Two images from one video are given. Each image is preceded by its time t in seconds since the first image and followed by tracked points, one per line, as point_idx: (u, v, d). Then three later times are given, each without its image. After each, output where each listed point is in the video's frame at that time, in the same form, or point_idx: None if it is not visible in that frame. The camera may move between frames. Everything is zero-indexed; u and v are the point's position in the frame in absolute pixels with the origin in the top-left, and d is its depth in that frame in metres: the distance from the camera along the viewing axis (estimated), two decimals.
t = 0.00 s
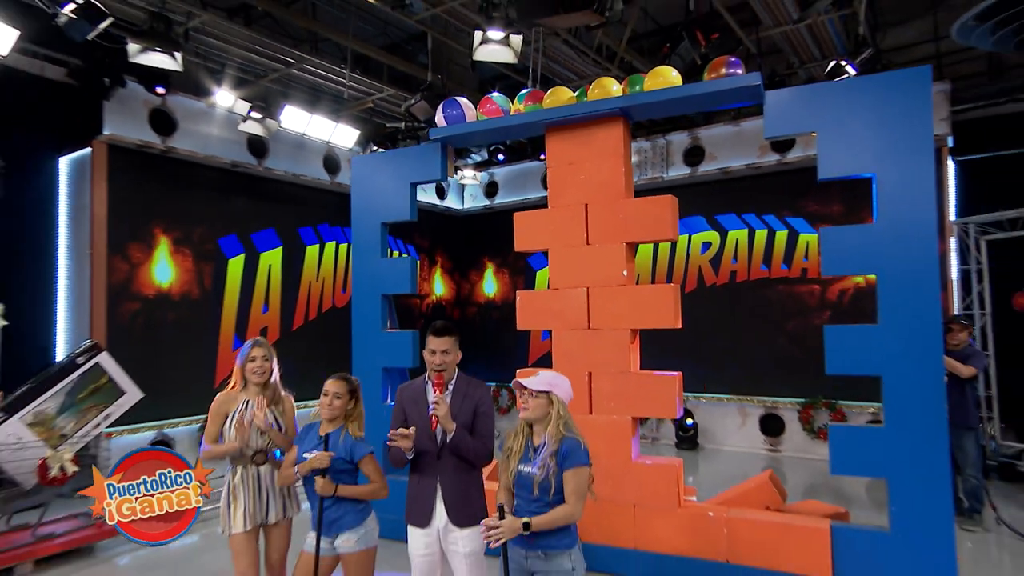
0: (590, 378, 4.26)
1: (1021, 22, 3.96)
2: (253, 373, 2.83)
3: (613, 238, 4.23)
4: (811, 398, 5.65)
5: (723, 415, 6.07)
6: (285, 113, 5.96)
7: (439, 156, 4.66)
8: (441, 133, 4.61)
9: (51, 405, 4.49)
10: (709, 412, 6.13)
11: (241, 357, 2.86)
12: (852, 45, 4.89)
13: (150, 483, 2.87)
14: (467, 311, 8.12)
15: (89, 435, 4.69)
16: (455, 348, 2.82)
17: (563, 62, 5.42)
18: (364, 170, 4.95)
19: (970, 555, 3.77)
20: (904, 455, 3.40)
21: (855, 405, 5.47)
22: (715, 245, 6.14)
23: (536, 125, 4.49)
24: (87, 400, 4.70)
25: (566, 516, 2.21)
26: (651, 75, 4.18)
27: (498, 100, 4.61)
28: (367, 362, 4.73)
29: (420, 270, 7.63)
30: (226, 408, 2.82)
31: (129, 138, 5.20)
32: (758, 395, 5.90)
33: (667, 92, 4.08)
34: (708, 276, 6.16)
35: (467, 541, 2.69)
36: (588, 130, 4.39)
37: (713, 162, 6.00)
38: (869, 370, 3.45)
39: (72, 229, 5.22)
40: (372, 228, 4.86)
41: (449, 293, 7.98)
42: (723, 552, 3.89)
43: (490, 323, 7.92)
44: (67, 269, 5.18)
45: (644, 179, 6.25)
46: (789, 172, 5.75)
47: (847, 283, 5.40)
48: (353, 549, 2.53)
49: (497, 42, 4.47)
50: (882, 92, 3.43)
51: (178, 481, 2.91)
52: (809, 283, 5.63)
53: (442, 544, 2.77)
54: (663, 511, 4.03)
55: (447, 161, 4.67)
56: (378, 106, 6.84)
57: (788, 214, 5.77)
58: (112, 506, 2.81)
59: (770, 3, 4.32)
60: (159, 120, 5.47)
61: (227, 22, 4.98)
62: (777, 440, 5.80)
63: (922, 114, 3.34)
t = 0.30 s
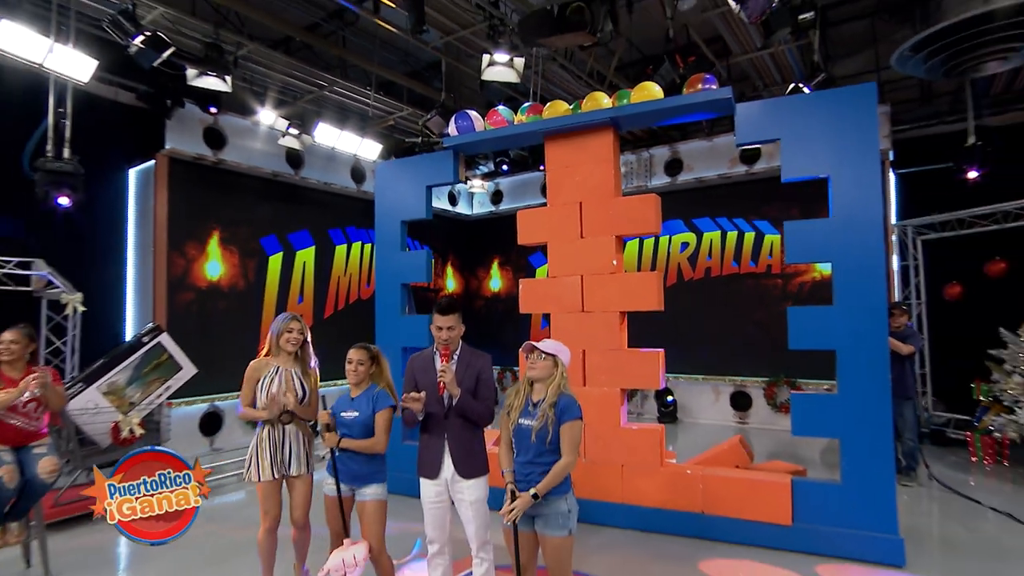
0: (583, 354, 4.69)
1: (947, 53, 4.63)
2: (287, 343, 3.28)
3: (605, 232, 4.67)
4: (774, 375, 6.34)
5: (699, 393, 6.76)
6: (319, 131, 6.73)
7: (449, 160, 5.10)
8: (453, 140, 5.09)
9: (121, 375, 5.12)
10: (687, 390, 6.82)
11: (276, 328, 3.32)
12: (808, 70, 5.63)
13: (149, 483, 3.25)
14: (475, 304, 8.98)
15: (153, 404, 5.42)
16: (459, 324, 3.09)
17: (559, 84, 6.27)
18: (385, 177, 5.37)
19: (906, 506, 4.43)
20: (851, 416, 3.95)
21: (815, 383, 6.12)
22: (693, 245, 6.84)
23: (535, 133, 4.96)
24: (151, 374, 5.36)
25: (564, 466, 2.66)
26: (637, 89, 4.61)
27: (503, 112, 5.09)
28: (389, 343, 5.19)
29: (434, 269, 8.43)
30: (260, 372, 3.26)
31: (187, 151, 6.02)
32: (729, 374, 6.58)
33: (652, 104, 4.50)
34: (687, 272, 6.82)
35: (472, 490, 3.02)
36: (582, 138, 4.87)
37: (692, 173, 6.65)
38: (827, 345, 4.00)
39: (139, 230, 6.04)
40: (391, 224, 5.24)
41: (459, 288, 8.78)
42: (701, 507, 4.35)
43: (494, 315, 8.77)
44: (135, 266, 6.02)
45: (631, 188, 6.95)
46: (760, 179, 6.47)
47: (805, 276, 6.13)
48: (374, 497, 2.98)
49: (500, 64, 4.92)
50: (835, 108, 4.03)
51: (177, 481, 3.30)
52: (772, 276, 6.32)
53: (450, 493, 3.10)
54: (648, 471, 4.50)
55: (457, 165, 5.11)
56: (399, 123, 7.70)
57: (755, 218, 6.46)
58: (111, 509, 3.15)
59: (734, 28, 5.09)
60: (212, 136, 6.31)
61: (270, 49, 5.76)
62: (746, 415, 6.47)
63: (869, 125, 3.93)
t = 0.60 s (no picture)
0: (578, 339, 4.37)
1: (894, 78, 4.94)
2: (314, 325, 3.36)
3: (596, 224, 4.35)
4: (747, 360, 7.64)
5: (682, 376, 8.13)
6: (344, 144, 7.54)
7: (458, 169, 5.09)
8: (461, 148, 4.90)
9: (174, 356, 5.40)
10: (672, 374, 8.20)
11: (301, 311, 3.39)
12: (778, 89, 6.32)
13: (149, 483, 3.02)
14: (481, 299, 9.81)
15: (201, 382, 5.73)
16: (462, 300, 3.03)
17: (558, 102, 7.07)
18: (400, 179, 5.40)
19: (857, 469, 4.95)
20: (817, 391, 3.88)
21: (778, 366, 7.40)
22: (677, 246, 8.15)
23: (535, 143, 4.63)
24: (200, 355, 5.68)
25: (563, 431, 2.59)
26: (627, 100, 4.26)
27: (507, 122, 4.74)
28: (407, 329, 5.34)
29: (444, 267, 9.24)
30: (291, 350, 3.33)
31: (230, 163, 6.82)
32: (708, 360, 7.92)
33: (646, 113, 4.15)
34: (672, 269, 8.19)
35: (478, 453, 2.92)
36: (577, 145, 4.48)
37: (675, 180, 7.95)
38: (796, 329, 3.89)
39: (189, 230, 6.79)
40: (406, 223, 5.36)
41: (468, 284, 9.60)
42: (682, 473, 4.24)
43: (499, 310, 9.58)
44: (184, 262, 6.78)
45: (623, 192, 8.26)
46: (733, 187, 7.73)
47: (775, 273, 7.39)
48: (397, 457, 3.05)
49: (506, 81, 5.41)
50: (797, 120, 3.93)
51: (177, 481, 3.06)
52: (746, 273, 7.63)
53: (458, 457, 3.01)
54: (636, 440, 4.34)
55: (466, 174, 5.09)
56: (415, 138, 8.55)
57: (732, 222, 7.74)
58: (111, 509, 2.93)
59: (711, 54, 5.76)
60: (252, 149, 7.13)
61: (304, 73, 6.49)
62: (721, 395, 7.80)
63: (830, 129, 3.86)
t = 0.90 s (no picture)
0: (581, 330, 4.43)
1: (887, 76, 4.81)
2: (324, 312, 3.22)
3: (600, 217, 4.45)
4: (745, 354, 7.81)
5: (682, 370, 8.32)
6: (353, 143, 7.75)
7: (465, 166, 5.25)
8: (468, 145, 5.05)
9: (189, 347, 5.56)
10: (671, 367, 8.39)
11: (312, 298, 3.24)
12: (774, 89, 6.49)
13: (150, 482, 2.54)
14: (486, 297, 10.00)
15: (213, 373, 5.79)
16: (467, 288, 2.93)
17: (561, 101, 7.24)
18: (408, 176, 5.58)
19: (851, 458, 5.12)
20: (815, 378, 3.78)
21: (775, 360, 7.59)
22: (676, 242, 8.37)
23: (538, 138, 4.79)
24: (212, 346, 5.81)
25: (570, 413, 2.44)
26: (629, 97, 4.40)
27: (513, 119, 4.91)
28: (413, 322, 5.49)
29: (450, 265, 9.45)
30: (301, 336, 3.18)
31: (242, 161, 7.00)
32: (706, 354, 8.11)
33: (646, 108, 4.29)
34: (671, 265, 8.40)
35: (485, 437, 2.83)
36: (581, 141, 4.64)
37: (674, 179, 8.24)
38: (795, 319, 3.85)
39: (203, 228, 7.00)
40: (413, 217, 5.52)
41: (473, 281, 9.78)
42: (683, 459, 4.12)
43: (503, 307, 9.75)
44: (198, 258, 6.99)
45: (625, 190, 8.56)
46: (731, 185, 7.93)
47: (772, 269, 7.58)
48: (403, 442, 2.92)
49: (510, 80, 5.56)
50: (798, 115, 3.92)
51: (181, 479, 2.58)
52: (744, 269, 7.82)
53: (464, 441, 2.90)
54: (636, 427, 4.26)
55: (472, 170, 5.24)
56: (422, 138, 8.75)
57: (730, 218, 7.95)
58: (108, 509, 2.46)
59: (711, 55, 5.89)
60: (263, 148, 7.31)
61: (314, 74, 6.65)
62: (720, 388, 8.01)
63: (825, 126, 3.85)
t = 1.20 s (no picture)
0: (586, 324, 4.42)
1: (895, 71, 4.79)
2: (325, 300, 3.18)
3: (606, 211, 4.44)
4: (751, 351, 7.78)
5: (687, 367, 8.30)
6: (358, 140, 7.75)
7: (470, 160, 5.24)
8: (474, 139, 5.05)
9: (195, 341, 5.54)
10: (676, 364, 8.37)
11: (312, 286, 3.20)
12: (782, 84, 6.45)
13: (149, 481, 2.25)
14: (491, 294, 10.01)
15: (220, 368, 5.80)
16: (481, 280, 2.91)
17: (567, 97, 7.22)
18: (413, 170, 5.58)
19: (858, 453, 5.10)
20: (825, 372, 3.76)
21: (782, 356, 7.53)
22: (681, 239, 8.35)
23: (544, 132, 4.78)
24: (219, 341, 5.81)
25: (575, 404, 2.38)
26: (636, 90, 4.38)
27: (518, 113, 4.91)
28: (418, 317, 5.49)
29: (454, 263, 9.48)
30: (301, 324, 3.12)
31: (247, 157, 6.99)
32: (711, 351, 8.10)
33: (652, 102, 4.27)
34: (676, 261, 8.38)
35: (494, 429, 2.80)
36: (587, 135, 4.62)
37: (680, 176, 8.11)
38: (803, 312, 3.82)
39: (208, 224, 6.99)
40: (419, 212, 5.52)
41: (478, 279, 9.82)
42: (689, 454, 4.11)
43: (508, 304, 9.76)
44: (204, 254, 6.99)
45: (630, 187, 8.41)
46: (737, 180, 7.90)
47: (778, 265, 7.59)
48: (409, 431, 2.90)
49: (516, 75, 5.55)
50: (806, 106, 3.89)
51: (185, 477, 2.28)
52: (750, 266, 7.80)
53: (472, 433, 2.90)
54: (642, 422, 4.24)
55: (477, 163, 5.24)
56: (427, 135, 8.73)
57: (736, 215, 7.93)
58: (105, 510, 2.20)
59: (718, 50, 5.87)
60: (268, 145, 7.31)
61: (320, 70, 6.65)
62: (726, 384, 7.95)
63: (834, 119, 3.81)
